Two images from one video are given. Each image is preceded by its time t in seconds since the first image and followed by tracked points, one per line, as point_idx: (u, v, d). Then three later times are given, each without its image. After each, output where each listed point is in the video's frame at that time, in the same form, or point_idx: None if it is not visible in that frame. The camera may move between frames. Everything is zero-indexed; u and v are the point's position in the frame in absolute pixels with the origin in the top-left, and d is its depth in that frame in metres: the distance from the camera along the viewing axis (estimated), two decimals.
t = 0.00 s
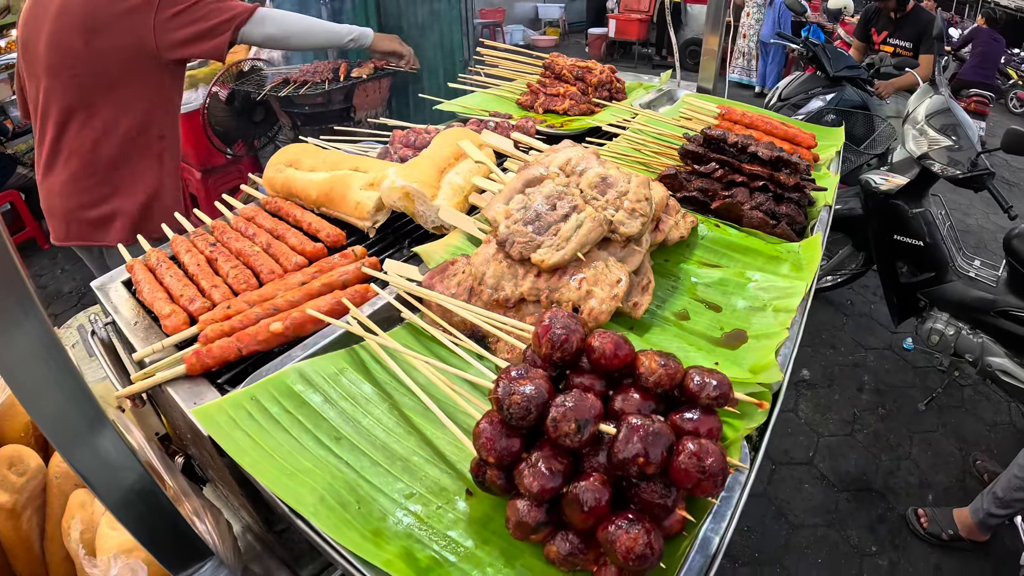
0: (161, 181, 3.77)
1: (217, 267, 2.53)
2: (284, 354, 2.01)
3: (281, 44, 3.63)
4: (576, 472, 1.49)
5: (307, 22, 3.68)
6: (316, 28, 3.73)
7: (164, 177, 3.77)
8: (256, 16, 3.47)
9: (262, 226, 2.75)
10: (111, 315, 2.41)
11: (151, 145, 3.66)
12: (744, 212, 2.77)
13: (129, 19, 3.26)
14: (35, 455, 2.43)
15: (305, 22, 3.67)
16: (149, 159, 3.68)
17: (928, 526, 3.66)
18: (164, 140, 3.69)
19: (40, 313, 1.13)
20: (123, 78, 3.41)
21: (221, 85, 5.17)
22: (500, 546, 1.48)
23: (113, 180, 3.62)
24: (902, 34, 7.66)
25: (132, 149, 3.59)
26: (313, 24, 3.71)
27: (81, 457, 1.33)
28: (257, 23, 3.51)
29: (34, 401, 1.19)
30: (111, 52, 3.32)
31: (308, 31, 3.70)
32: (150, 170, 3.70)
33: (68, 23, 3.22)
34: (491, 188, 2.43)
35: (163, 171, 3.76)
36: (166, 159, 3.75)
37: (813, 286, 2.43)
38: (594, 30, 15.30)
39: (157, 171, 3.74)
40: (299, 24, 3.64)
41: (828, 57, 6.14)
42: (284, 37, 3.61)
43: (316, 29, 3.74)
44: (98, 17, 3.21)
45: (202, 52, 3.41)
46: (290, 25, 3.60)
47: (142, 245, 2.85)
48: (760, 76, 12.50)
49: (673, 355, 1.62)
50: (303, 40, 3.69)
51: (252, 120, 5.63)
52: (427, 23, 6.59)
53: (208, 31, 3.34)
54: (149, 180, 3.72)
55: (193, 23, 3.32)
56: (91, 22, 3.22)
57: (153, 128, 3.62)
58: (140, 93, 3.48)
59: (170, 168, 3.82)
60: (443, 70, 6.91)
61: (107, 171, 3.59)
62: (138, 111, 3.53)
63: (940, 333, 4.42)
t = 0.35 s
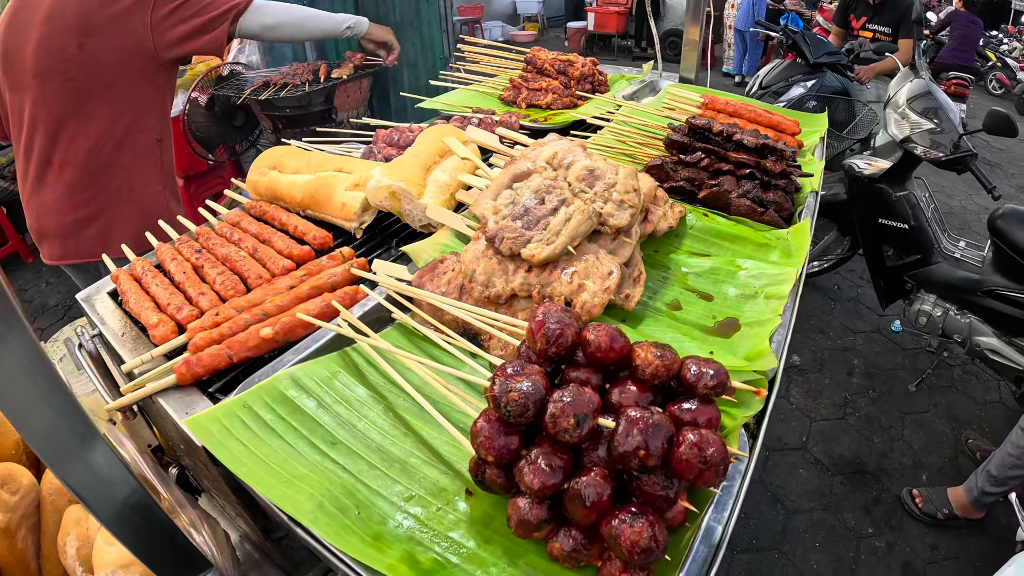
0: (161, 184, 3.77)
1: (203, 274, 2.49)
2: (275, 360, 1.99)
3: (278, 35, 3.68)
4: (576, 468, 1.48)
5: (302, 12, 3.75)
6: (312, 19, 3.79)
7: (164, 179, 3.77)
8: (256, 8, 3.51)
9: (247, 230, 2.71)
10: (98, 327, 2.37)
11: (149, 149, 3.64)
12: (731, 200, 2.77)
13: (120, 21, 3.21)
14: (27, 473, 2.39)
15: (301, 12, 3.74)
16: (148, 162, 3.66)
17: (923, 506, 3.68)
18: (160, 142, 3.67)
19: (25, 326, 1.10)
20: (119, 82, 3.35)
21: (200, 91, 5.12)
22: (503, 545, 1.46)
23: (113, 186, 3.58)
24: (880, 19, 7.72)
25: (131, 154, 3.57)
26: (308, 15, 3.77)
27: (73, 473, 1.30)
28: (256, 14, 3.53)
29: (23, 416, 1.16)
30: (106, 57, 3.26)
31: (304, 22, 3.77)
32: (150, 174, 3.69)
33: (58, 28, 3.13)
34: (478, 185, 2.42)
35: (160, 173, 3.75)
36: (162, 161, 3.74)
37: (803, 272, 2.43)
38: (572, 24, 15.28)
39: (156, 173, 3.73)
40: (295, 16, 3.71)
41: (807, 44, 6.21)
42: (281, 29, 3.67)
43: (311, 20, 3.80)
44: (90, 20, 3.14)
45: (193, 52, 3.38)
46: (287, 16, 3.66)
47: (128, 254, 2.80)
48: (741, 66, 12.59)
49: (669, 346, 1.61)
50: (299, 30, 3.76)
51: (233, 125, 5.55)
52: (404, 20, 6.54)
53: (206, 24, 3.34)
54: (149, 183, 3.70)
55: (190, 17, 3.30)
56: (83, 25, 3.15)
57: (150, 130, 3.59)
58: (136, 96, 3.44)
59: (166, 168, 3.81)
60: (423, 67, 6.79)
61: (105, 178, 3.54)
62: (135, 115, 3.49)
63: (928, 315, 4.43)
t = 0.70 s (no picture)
0: (147, 199, 3.72)
1: (201, 294, 2.51)
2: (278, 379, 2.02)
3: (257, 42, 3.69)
4: (579, 476, 1.52)
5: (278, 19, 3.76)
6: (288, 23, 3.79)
7: (149, 194, 3.72)
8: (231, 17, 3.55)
9: (242, 248, 2.73)
10: (97, 350, 2.38)
11: (132, 163, 3.61)
12: (719, 204, 2.83)
13: (99, 34, 3.22)
14: (31, 497, 2.41)
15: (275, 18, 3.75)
16: (132, 177, 3.63)
17: (917, 494, 3.77)
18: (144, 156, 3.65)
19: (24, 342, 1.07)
20: (98, 97, 3.35)
21: (184, 104, 5.15)
22: (510, 552, 1.50)
23: (98, 204, 3.54)
24: (860, 13, 7.82)
25: (113, 170, 3.54)
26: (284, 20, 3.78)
27: (78, 492, 1.26)
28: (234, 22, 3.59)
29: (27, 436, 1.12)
30: (84, 71, 3.26)
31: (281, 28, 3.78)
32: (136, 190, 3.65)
33: (36, 44, 3.15)
34: (471, 199, 2.46)
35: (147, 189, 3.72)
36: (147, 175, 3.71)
37: (790, 273, 2.49)
38: (554, 24, 15.35)
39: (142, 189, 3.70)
40: (271, 22, 3.72)
41: (788, 40, 6.23)
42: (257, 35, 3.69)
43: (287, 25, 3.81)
44: (67, 35, 3.15)
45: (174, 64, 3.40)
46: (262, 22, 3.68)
47: (117, 277, 2.80)
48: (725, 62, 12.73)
49: (664, 355, 1.66)
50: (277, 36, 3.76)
51: (218, 137, 5.56)
52: (387, 27, 6.53)
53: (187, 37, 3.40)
54: (135, 199, 3.66)
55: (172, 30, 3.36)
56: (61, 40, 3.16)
57: (133, 144, 3.57)
58: (116, 109, 3.43)
59: (152, 184, 3.78)
60: (407, 76, 6.78)
61: (89, 196, 3.51)
62: (117, 128, 3.48)
63: (914, 305, 4.53)
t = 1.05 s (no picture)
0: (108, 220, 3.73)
1: (198, 311, 2.52)
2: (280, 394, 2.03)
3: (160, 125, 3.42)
4: (583, 482, 1.55)
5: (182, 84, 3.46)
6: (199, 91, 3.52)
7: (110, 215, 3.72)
8: (132, 101, 3.23)
9: (238, 264, 2.74)
10: (96, 369, 2.38)
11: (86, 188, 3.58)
12: (709, 209, 2.86)
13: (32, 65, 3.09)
14: (33, 518, 2.41)
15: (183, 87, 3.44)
16: (88, 201, 3.61)
17: (912, 487, 3.81)
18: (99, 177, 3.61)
19: (26, 358, 1.07)
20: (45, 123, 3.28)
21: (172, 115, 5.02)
22: (517, 560, 1.53)
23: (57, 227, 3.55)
24: (844, 13, 7.93)
25: (70, 193, 3.51)
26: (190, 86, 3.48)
27: (78, 508, 1.26)
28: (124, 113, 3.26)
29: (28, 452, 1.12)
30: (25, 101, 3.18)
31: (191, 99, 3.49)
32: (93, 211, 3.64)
33: None
34: (467, 210, 2.48)
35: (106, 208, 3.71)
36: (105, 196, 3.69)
37: (782, 276, 2.53)
38: (539, 28, 15.42)
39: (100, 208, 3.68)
40: (181, 95, 3.42)
41: (772, 40, 6.38)
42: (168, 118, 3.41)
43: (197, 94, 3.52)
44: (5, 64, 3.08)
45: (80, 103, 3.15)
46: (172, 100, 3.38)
47: (117, 291, 2.78)
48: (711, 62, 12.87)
49: (662, 361, 1.70)
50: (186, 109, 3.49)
51: (206, 148, 5.44)
52: (376, 38, 6.61)
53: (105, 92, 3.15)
54: (95, 222, 3.67)
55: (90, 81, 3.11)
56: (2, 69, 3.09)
57: (82, 168, 3.52)
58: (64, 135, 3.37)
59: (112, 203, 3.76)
60: (396, 87, 6.90)
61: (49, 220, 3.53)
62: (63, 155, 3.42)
63: (905, 300, 4.61)
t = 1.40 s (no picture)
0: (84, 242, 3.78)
1: (221, 326, 2.62)
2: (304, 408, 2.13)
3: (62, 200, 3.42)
4: (598, 489, 1.64)
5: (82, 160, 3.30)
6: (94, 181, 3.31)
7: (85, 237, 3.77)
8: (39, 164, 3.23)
9: (258, 280, 2.84)
10: (120, 382, 2.48)
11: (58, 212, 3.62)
12: (714, 225, 2.97)
13: None
14: (57, 528, 2.53)
15: (77, 166, 3.28)
16: (62, 224, 3.66)
17: (917, 494, 3.88)
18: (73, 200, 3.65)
19: (62, 362, 1.24)
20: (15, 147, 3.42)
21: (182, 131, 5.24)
22: (535, 562, 1.62)
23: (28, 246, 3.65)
24: (844, 22, 8.06)
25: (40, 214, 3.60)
26: (84, 170, 3.29)
27: (102, 496, 1.42)
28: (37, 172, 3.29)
29: (62, 441, 1.29)
30: None
31: (85, 186, 3.32)
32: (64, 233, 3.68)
33: None
34: (481, 229, 2.58)
35: (82, 229, 3.75)
36: (82, 218, 3.73)
37: (785, 289, 2.62)
38: (543, 40, 15.61)
39: (73, 230, 3.72)
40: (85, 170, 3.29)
41: (775, 51, 6.50)
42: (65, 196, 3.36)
43: (91, 182, 3.31)
44: None
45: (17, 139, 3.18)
46: (59, 181, 3.27)
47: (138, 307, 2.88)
48: (714, 73, 13.02)
49: (671, 375, 1.79)
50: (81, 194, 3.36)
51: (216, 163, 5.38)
52: (383, 52, 6.65)
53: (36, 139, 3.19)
54: (71, 244, 3.73)
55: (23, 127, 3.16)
56: None
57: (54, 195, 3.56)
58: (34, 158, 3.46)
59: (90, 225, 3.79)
60: (403, 100, 6.97)
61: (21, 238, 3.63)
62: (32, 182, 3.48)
63: (908, 308, 4.71)
